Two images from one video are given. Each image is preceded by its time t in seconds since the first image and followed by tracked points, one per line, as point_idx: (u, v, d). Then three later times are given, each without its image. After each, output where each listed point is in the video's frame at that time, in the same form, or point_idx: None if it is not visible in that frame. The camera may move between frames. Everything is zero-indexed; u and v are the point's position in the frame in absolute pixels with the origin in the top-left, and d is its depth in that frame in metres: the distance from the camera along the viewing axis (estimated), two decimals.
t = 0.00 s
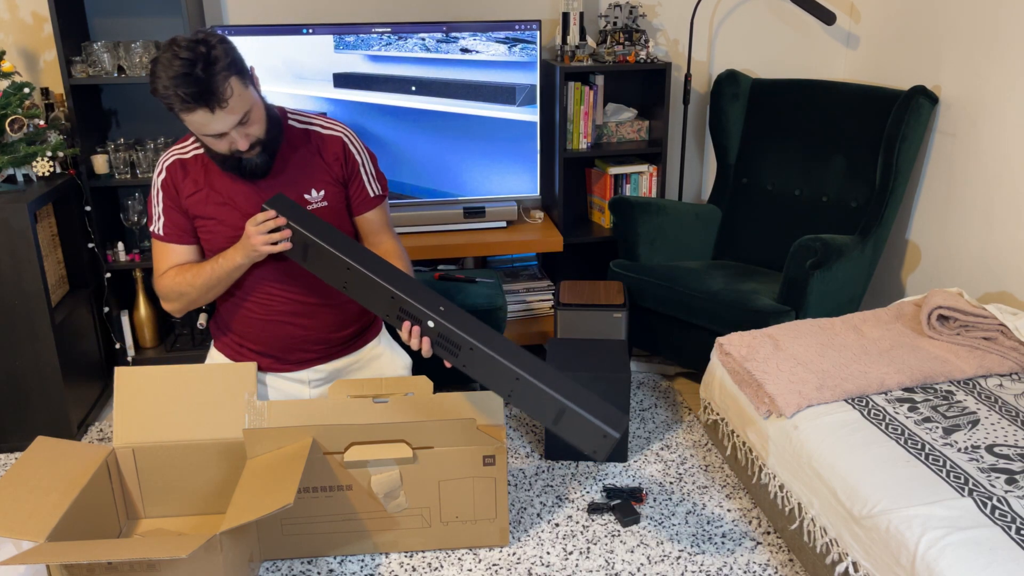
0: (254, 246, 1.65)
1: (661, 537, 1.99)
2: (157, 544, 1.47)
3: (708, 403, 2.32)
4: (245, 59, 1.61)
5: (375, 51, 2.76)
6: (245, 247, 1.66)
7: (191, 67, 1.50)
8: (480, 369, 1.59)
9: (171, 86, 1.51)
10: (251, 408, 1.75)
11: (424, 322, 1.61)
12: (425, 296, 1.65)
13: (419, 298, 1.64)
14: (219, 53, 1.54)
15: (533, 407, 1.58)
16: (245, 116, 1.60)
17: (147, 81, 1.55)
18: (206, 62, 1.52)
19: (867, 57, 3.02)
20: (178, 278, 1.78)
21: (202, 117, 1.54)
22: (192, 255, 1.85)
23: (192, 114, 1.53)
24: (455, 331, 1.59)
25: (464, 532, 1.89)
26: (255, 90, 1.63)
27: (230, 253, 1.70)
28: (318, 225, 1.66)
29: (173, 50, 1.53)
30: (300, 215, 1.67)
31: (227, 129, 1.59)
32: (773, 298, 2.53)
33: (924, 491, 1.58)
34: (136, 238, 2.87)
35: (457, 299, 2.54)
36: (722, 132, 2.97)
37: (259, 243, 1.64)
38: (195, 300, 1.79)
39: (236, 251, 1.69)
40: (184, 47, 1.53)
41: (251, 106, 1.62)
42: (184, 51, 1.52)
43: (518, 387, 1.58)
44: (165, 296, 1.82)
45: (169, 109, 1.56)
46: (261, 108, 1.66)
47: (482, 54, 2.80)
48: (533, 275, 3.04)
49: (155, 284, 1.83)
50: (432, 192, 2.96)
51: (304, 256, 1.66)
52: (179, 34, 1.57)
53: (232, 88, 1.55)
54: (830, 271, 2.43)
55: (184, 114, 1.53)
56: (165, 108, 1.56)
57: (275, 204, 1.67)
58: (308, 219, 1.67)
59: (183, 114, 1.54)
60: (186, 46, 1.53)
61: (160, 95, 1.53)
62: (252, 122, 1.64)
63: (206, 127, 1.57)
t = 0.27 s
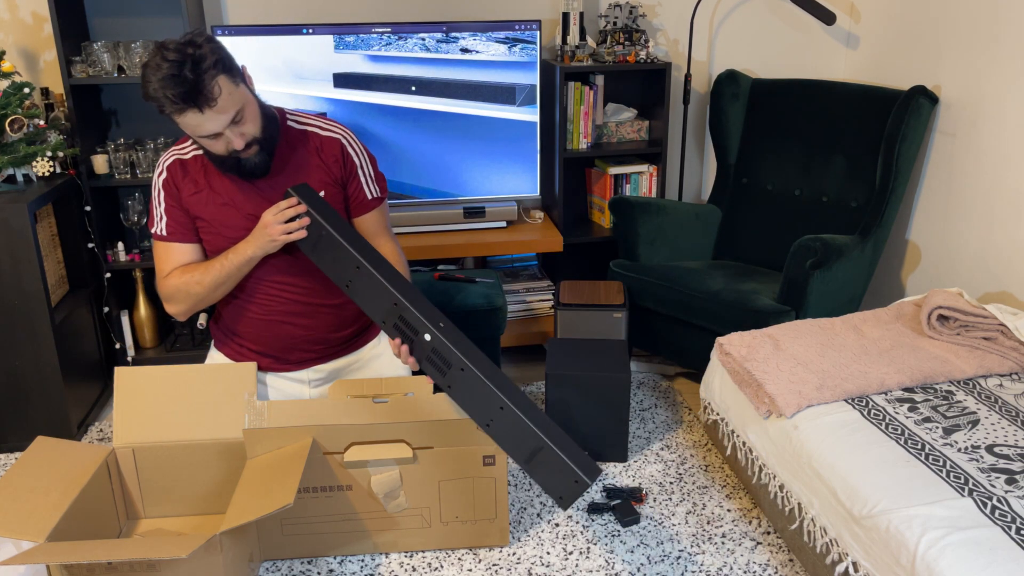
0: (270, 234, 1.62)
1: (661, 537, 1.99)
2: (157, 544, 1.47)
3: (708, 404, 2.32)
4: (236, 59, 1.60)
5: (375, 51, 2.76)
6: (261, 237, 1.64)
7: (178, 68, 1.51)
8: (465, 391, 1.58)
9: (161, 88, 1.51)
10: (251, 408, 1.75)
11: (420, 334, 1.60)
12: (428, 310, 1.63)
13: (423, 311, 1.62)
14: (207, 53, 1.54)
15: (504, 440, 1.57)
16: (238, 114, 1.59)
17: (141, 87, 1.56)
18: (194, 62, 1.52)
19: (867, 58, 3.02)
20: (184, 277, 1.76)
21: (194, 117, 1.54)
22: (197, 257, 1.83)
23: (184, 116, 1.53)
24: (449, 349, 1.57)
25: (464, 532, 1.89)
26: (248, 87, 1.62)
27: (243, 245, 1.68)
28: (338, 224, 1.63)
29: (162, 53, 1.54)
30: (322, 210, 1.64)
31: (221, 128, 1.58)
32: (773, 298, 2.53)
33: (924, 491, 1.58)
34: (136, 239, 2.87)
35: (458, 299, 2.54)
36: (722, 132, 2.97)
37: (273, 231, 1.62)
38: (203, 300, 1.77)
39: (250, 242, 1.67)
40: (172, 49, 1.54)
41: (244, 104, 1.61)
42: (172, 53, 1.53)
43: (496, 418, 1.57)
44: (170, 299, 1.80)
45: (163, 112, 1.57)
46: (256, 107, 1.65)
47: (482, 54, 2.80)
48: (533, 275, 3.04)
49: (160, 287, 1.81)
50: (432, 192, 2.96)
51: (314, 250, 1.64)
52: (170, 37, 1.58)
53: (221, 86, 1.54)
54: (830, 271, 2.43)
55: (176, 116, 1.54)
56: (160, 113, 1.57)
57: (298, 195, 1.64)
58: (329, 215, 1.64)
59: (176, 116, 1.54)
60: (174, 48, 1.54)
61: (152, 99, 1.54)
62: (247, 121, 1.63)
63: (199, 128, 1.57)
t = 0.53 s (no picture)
0: (285, 245, 1.60)
1: (661, 537, 1.99)
2: (157, 544, 1.47)
3: (708, 404, 2.32)
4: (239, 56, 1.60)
5: (375, 52, 2.76)
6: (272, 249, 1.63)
7: (184, 65, 1.50)
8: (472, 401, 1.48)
9: (168, 86, 1.50)
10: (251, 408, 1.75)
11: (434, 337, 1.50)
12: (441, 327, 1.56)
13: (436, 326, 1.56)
14: (212, 49, 1.53)
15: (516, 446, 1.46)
16: (245, 110, 1.59)
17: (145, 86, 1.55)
18: (199, 59, 1.52)
19: (867, 57, 3.02)
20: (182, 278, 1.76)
21: (202, 115, 1.54)
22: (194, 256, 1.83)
23: (192, 114, 1.53)
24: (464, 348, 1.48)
25: (464, 532, 1.89)
26: (252, 84, 1.62)
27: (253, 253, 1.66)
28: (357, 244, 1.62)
29: (166, 52, 1.53)
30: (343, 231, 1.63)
31: (228, 124, 1.57)
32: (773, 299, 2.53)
33: (924, 491, 1.58)
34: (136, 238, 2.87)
35: (458, 299, 2.54)
36: (722, 132, 2.97)
37: (291, 241, 1.60)
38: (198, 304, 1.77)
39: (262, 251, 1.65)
40: (177, 47, 1.53)
41: (250, 101, 1.60)
42: (176, 51, 1.52)
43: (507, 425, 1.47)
44: (163, 297, 1.80)
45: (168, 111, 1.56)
46: (260, 103, 1.65)
47: (482, 54, 2.80)
48: (533, 275, 3.04)
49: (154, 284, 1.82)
50: (432, 192, 2.96)
51: (329, 266, 1.58)
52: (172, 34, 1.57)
53: (228, 82, 1.54)
54: (830, 271, 2.43)
55: (184, 114, 1.53)
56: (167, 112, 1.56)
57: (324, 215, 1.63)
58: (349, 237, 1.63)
59: (184, 114, 1.54)
60: (178, 46, 1.53)
61: (158, 98, 1.53)
62: (253, 118, 1.62)
63: (207, 125, 1.56)
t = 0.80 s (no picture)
0: (268, 287, 1.65)
1: (661, 537, 1.99)
2: (157, 543, 1.47)
3: (708, 404, 2.32)
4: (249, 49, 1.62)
5: (375, 52, 2.76)
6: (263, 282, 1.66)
7: (196, 54, 1.51)
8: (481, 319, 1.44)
9: (181, 75, 1.52)
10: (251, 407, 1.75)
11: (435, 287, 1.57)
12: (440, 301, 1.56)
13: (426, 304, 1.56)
14: (223, 39, 1.55)
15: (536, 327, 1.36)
16: (258, 99, 1.59)
17: (157, 80, 1.56)
18: (211, 48, 1.54)
19: (867, 58, 3.02)
20: (169, 284, 1.79)
21: (216, 103, 1.54)
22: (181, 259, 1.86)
23: (205, 102, 1.53)
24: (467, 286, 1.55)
25: (464, 532, 1.89)
26: (263, 78, 1.63)
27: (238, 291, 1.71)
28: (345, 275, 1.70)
29: (178, 45, 1.54)
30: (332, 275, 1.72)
31: (242, 113, 1.57)
32: (773, 299, 2.53)
33: (924, 491, 1.58)
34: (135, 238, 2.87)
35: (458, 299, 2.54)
36: (722, 132, 2.97)
37: (274, 282, 1.65)
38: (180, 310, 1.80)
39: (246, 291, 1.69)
40: (187, 39, 1.54)
41: (262, 91, 1.61)
42: (188, 43, 1.54)
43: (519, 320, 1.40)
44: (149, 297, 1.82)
45: (180, 104, 1.56)
46: (272, 97, 1.66)
47: (482, 54, 2.80)
48: (533, 275, 3.04)
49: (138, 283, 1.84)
50: (432, 192, 2.96)
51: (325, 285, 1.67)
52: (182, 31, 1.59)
53: (241, 70, 1.55)
54: (830, 271, 2.43)
55: (198, 103, 1.53)
56: (179, 105, 1.57)
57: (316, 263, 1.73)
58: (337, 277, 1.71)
59: (197, 104, 1.54)
60: (190, 38, 1.55)
61: (171, 89, 1.54)
62: (266, 109, 1.63)
63: (220, 116, 1.56)
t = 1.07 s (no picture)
0: (286, 328, 1.71)
1: (661, 537, 1.99)
2: (157, 544, 1.47)
3: (708, 404, 2.32)
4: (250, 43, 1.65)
5: (375, 51, 2.76)
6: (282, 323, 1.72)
7: (197, 38, 1.55)
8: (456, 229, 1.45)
9: (183, 60, 1.54)
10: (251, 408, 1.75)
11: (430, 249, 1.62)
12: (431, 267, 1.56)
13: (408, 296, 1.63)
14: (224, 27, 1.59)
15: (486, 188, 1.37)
16: (260, 84, 1.61)
17: (159, 71, 1.59)
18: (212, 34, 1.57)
19: (867, 58, 3.02)
20: (183, 299, 1.80)
21: (219, 85, 1.55)
22: (188, 266, 1.87)
23: (208, 85, 1.55)
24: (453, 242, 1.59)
25: (464, 532, 1.89)
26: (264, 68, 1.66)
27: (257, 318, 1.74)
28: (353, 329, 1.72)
29: (180, 35, 1.58)
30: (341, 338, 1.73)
31: (246, 96, 1.58)
32: (773, 299, 2.53)
33: (924, 491, 1.58)
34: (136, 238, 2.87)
35: (458, 299, 2.54)
36: (722, 132, 2.97)
37: (294, 324, 1.71)
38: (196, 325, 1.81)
39: (261, 321, 1.74)
40: (188, 28, 1.58)
41: (265, 79, 1.63)
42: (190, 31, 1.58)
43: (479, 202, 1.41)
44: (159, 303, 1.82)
45: (183, 91, 1.58)
46: (274, 91, 1.67)
47: (482, 54, 2.81)
48: (533, 275, 3.05)
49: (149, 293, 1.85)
50: (432, 192, 2.96)
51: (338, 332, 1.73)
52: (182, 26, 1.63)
53: (242, 54, 1.58)
54: (830, 271, 2.43)
55: (200, 86, 1.55)
56: (182, 92, 1.58)
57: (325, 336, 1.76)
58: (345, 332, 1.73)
59: (199, 88, 1.55)
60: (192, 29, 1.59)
61: (173, 75, 1.56)
62: (268, 97, 1.64)
63: (224, 99, 1.56)
